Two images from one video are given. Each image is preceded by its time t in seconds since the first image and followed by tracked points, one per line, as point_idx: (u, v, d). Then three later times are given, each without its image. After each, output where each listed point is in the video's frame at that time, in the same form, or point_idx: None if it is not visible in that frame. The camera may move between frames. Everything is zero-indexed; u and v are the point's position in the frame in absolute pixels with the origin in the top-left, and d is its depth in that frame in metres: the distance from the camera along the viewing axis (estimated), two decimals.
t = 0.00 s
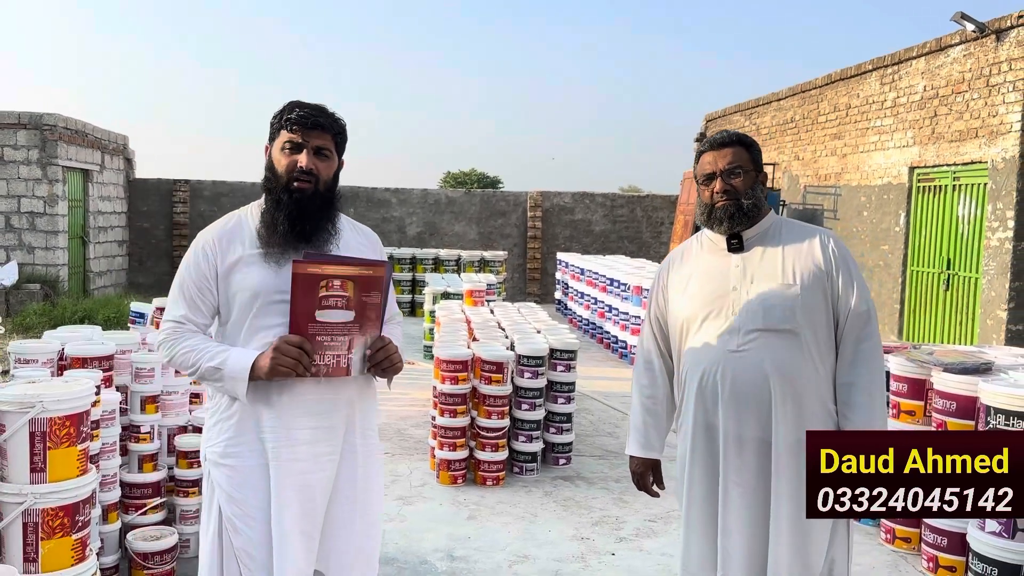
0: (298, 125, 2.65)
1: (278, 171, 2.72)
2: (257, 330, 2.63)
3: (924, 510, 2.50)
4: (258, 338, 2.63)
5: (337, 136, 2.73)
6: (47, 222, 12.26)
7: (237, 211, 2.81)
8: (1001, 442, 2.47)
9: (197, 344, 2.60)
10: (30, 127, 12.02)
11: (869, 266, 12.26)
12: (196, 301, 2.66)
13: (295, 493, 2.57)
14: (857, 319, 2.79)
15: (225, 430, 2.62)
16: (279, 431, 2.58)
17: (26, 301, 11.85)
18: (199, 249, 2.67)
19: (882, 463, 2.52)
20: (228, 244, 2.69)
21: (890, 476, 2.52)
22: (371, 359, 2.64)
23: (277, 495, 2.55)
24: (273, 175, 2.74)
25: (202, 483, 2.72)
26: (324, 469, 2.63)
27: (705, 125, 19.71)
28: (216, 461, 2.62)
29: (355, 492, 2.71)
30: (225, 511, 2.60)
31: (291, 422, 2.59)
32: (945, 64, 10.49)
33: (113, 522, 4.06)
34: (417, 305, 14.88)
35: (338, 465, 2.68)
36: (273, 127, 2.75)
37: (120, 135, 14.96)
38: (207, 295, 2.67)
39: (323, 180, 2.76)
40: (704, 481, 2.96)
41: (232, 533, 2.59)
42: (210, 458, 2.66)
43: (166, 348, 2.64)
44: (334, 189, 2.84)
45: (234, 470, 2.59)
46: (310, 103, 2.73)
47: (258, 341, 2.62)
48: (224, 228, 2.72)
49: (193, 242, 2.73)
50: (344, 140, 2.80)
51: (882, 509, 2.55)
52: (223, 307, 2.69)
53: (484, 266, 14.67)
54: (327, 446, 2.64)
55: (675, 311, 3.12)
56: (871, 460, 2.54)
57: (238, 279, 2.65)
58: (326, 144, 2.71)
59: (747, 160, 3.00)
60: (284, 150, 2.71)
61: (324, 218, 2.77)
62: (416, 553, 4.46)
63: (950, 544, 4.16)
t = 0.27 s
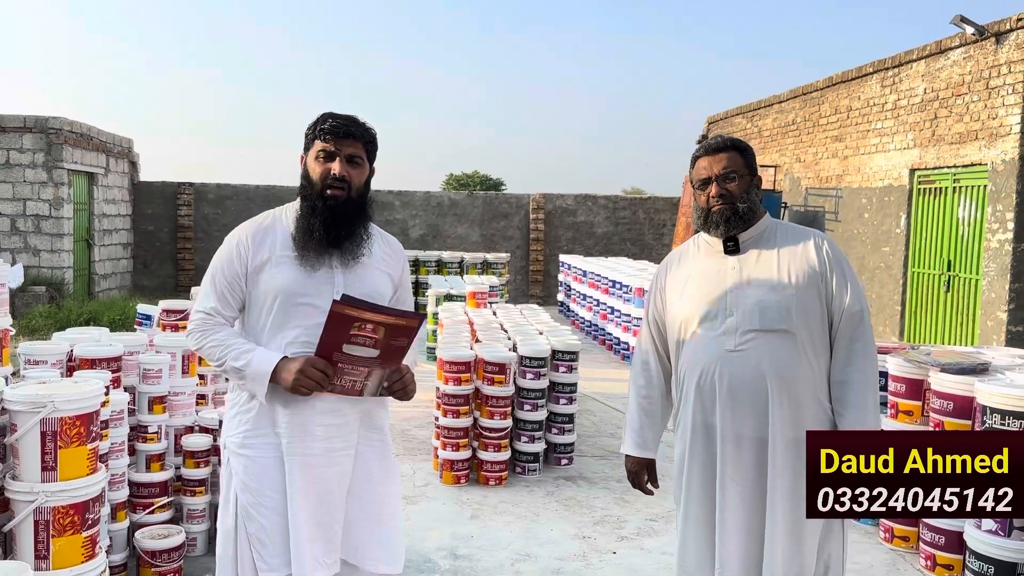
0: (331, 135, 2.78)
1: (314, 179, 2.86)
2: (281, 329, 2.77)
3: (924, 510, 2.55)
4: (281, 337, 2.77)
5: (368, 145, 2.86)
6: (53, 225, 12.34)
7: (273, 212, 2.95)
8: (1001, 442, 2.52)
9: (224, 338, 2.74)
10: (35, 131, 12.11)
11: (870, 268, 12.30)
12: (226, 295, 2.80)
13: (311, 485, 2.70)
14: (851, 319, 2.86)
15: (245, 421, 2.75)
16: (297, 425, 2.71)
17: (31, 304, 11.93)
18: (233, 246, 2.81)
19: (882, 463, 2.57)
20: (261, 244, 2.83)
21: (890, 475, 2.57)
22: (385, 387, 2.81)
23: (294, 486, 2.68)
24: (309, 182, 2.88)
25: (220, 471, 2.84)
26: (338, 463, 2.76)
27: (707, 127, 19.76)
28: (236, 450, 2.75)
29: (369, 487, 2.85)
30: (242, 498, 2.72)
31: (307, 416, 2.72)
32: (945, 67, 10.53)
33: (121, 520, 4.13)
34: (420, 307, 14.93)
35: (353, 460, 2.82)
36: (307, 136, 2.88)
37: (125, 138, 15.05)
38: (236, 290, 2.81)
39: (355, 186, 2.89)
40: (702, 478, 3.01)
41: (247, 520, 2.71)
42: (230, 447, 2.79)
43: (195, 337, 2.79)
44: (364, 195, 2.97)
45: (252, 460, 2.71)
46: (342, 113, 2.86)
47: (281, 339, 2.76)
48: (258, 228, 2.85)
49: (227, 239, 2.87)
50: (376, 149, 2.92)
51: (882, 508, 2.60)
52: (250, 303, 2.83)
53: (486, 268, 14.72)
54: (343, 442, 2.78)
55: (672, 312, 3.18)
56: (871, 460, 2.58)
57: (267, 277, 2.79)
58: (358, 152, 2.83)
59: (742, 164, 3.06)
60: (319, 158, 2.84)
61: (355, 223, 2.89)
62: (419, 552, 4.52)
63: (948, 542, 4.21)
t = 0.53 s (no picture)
0: (344, 142, 2.84)
1: (330, 185, 2.92)
2: (297, 328, 2.83)
3: (924, 509, 2.58)
4: (296, 335, 2.82)
5: (381, 149, 2.93)
6: (59, 228, 12.42)
7: (292, 216, 3.00)
8: (1001, 442, 2.55)
9: (241, 334, 2.80)
10: (42, 135, 12.20)
11: (874, 270, 12.31)
12: (244, 292, 2.86)
13: (316, 483, 2.75)
14: (851, 321, 2.91)
15: (256, 417, 2.81)
16: (304, 423, 2.76)
17: (39, 306, 12.01)
18: (252, 245, 2.87)
19: (883, 463, 2.60)
20: (279, 244, 2.89)
21: (890, 476, 2.60)
22: (395, 396, 2.86)
23: (299, 484, 2.73)
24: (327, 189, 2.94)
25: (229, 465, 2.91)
26: (343, 461, 2.81)
27: (710, 130, 19.78)
28: (245, 443, 2.81)
29: (373, 488, 2.90)
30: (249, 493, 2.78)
31: (316, 414, 2.76)
32: (947, 70, 10.56)
33: (130, 521, 4.19)
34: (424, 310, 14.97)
35: (358, 460, 2.87)
36: (324, 143, 2.95)
37: (131, 142, 15.13)
38: (253, 289, 2.87)
39: (371, 190, 2.96)
40: (704, 477, 3.04)
41: (251, 513, 2.77)
42: (239, 442, 2.85)
43: (212, 333, 2.85)
44: (382, 198, 3.03)
45: (260, 456, 2.77)
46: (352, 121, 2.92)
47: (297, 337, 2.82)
48: (277, 229, 2.91)
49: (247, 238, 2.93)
50: (388, 152, 2.98)
51: (883, 508, 2.63)
52: (267, 301, 2.89)
53: (491, 270, 14.75)
54: (349, 442, 2.83)
55: (675, 315, 3.22)
56: (871, 460, 2.61)
57: (284, 277, 2.85)
58: (371, 157, 2.90)
59: (740, 169, 3.10)
60: (334, 166, 2.91)
61: (373, 225, 2.95)
62: (424, 552, 4.56)
63: (949, 543, 4.23)
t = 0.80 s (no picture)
0: (338, 154, 2.84)
1: (332, 196, 2.94)
2: (303, 327, 2.85)
3: (924, 510, 2.60)
4: (302, 333, 2.85)
5: (375, 152, 2.91)
6: (66, 231, 12.49)
7: (299, 219, 3.03)
8: (1001, 442, 2.56)
9: (247, 335, 2.83)
10: (49, 138, 12.28)
11: (878, 272, 12.31)
12: (250, 294, 2.90)
13: (318, 481, 2.78)
14: (853, 322, 2.92)
15: (262, 416, 2.85)
16: (307, 422, 2.79)
17: (45, 309, 12.07)
18: (259, 248, 2.91)
19: (882, 463, 2.62)
20: (284, 246, 2.92)
21: (890, 475, 2.62)
22: (403, 398, 2.86)
23: (301, 482, 2.76)
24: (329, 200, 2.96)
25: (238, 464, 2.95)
26: (346, 461, 2.84)
27: (715, 132, 19.79)
28: (250, 443, 2.85)
29: (376, 488, 2.92)
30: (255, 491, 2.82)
31: (319, 412, 2.79)
32: (952, 73, 10.55)
33: (137, 521, 4.22)
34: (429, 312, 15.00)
35: (361, 460, 2.89)
36: (319, 154, 2.94)
37: (137, 145, 15.20)
38: (259, 290, 2.91)
39: (373, 196, 2.97)
40: (708, 478, 3.06)
41: (258, 511, 2.81)
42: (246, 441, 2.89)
43: (219, 334, 2.89)
44: (384, 201, 3.04)
45: (265, 454, 2.81)
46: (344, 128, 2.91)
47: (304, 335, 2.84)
48: (284, 233, 2.94)
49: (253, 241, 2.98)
50: (383, 153, 2.96)
51: (883, 508, 2.65)
52: (273, 301, 2.92)
53: (495, 273, 14.77)
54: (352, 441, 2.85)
55: (678, 317, 3.24)
56: (871, 460, 2.63)
57: (291, 278, 2.88)
58: (367, 164, 2.89)
59: (742, 172, 3.13)
60: (332, 178, 2.92)
61: (378, 230, 2.97)
62: (429, 553, 4.58)
63: (953, 545, 4.24)
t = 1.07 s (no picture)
0: (326, 150, 2.89)
1: (323, 195, 2.97)
2: (301, 327, 2.87)
3: (924, 509, 2.59)
4: (300, 334, 2.86)
5: (364, 148, 2.94)
6: (72, 234, 12.54)
7: (295, 222, 3.05)
8: (1001, 442, 2.55)
9: (246, 340, 2.85)
10: (56, 141, 12.33)
11: (883, 275, 12.28)
12: (249, 299, 2.93)
13: (319, 484, 2.78)
14: (858, 323, 2.91)
15: (263, 420, 2.87)
16: (306, 424, 2.79)
17: (51, 311, 12.12)
18: (254, 251, 2.94)
19: (882, 463, 2.61)
20: (279, 249, 2.94)
21: (890, 475, 2.61)
22: (397, 405, 2.84)
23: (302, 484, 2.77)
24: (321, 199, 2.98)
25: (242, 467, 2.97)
26: (346, 463, 2.84)
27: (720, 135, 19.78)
28: (253, 446, 2.87)
29: (376, 490, 2.91)
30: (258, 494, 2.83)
31: (318, 414, 2.80)
32: (957, 75, 10.53)
33: (142, 522, 4.24)
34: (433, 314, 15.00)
35: (361, 462, 2.89)
36: (309, 156, 2.98)
37: (143, 148, 15.26)
38: (257, 294, 2.94)
39: (363, 192, 2.99)
40: (711, 481, 3.06)
41: (262, 514, 2.83)
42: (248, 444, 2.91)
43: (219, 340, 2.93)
44: (374, 198, 3.06)
45: (268, 457, 2.82)
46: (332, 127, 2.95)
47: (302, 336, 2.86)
48: (280, 235, 2.97)
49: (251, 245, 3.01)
50: (372, 149, 2.99)
51: (882, 508, 2.64)
52: (271, 304, 2.94)
53: (500, 275, 14.76)
54: (352, 443, 2.85)
55: (681, 319, 3.24)
56: (871, 460, 2.62)
57: (286, 280, 2.90)
58: (355, 159, 2.93)
59: (749, 173, 3.12)
60: (323, 175, 2.95)
61: (371, 226, 2.98)
62: (433, 554, 4.58)
63: (957, 548, 4.22)
